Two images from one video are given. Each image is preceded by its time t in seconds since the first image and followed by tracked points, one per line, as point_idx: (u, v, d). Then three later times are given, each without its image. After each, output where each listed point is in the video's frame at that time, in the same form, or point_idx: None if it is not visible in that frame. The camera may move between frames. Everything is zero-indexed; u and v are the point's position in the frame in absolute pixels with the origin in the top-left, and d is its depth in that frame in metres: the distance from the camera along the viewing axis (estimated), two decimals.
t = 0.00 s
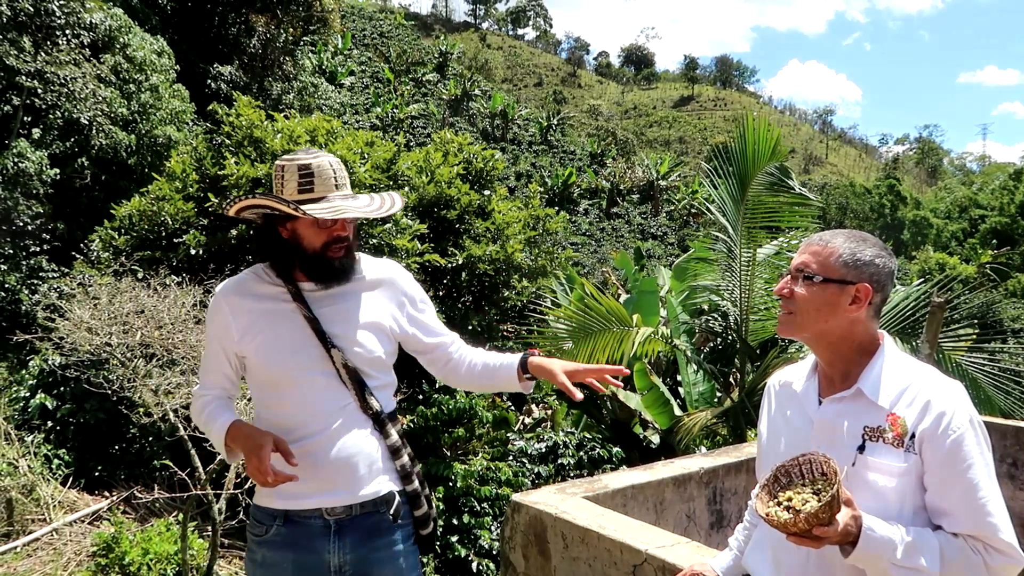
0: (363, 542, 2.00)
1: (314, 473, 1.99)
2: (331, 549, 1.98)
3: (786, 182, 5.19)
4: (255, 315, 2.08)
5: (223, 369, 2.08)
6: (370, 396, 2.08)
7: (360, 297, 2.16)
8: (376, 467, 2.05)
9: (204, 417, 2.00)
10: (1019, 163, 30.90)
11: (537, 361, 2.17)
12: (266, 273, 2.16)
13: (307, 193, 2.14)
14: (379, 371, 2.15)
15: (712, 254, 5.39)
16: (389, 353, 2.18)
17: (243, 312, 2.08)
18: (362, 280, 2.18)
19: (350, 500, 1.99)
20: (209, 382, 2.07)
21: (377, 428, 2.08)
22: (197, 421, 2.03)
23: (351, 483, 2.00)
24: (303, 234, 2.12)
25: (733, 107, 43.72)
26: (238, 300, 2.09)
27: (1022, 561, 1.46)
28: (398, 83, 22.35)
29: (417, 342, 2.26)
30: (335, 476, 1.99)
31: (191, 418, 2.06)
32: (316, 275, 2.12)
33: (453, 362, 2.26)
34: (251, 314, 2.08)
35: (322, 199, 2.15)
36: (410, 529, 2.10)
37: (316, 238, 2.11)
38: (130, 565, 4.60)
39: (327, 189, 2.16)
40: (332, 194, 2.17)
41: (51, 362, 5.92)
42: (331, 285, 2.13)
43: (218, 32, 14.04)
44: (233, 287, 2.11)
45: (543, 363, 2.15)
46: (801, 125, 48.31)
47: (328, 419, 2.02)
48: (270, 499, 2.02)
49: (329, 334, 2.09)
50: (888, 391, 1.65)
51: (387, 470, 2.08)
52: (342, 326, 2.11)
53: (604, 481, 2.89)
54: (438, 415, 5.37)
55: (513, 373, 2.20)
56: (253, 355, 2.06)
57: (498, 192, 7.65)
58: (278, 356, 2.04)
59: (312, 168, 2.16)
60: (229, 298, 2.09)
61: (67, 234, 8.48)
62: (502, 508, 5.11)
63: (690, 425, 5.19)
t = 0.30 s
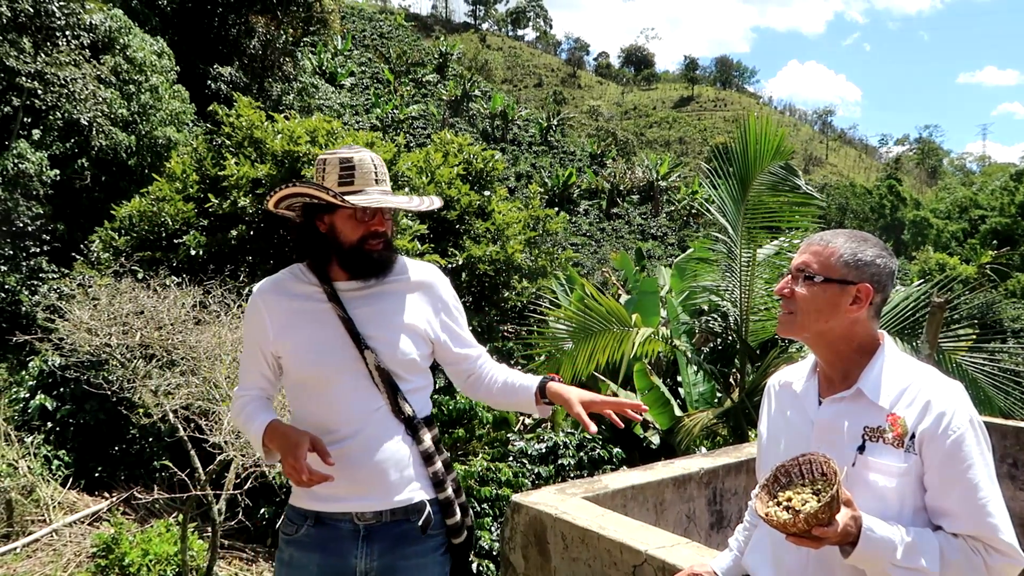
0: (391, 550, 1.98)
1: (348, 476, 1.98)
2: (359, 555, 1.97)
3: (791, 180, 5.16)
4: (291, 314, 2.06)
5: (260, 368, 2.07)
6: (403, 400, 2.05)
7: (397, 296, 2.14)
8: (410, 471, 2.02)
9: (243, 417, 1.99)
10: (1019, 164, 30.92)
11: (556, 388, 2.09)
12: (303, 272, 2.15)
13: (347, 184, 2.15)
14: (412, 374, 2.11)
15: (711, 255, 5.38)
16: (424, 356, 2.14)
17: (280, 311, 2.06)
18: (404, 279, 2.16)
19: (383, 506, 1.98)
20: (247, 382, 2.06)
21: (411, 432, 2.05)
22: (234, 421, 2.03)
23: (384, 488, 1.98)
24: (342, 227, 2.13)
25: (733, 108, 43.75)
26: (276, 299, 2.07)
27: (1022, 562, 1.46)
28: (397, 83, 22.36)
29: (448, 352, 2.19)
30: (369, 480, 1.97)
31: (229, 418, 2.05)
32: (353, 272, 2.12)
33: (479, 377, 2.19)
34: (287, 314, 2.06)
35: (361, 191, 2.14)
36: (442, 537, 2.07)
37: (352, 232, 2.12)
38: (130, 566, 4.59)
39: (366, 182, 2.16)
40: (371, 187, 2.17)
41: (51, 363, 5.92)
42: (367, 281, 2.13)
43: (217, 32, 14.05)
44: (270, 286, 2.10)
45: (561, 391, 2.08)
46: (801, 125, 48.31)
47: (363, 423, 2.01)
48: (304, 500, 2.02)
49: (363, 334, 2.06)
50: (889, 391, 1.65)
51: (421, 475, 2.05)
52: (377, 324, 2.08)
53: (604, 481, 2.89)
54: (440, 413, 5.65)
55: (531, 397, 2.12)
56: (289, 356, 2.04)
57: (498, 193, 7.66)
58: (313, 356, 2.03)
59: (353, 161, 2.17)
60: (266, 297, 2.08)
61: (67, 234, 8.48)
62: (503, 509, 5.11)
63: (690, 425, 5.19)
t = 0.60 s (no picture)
0: (400, 554, 1.98)
1: (360, 478, 1.99)
2: (369, 557, 1.98)
3: (792, 180, 5.17)
4: (309, 316, 2.10)
5: (282, 368, 2.13)
6: (416, 403, 2.03)
7: (412, 296, 2.11)
8: (421, 475, 2.00)
9: (264, 416, 2.09)
10: (1020, 164, 30.92)
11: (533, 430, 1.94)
12: (321, 274, 2.18)
13: (362, 180, 2.13)
14: (426, 377, 2.07)
15: (711, 255, 5.38)
16: (439, 359, 2.09)
17: (299, 312, 2.11)
18: (422, 279, 2.13)
19: (392, 509, 1.98)
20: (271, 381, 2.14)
21: (422, 436, 2.02)
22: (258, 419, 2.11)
23: (394, 492, 1.98)
24: (356, 223, 2.13)
25: (733, 108, 43.76)
26: (293, 301, 2.12)
27: (1022, 562, 1.46)
28: (398, 83, 22.37)
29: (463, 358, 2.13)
30: (378, 483, 1.98)
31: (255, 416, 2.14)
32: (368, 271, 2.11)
33: (495, 389, 2.10)
34: (305, 315, 2.10)
35: (375, 187, 2.11)
36: (454, 544, 2.05)
37: (368, 229, 2.12)
38: (130, 566, 4.59)
39: (381, 178, 2.13)
40: (385, 184, 2.14)
41: (52, 363, 5.93)
42: (383, 281, 2.13)
43: (218, 32, 14.06)
44: (291, 288, 2.15)
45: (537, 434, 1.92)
46: (801, 125, 48.31)
47: (373, 426, 2.01)
48: (318, 499, 2.05)
49: (375, 336, 2.06)
50: (888, 392, 1.65)
51: (434, 480, 2.02)
52: (389, 325, 2.07)
53: (604, 482, 2.89)
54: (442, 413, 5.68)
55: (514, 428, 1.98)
56: (306, 356, 2.08)
57: (499, 193, 7.66)
58: (327, 358, 2.05)
59: (368, 158, 2.15)
60: (286, 299, 2.13)
61: (68, 235, 8.52)
62: (503, 509, 5.11)
63: (691, 426, 5.19)
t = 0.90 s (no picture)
0: (384, 554, 1.97)
1: (344, 477, 2.00)
2: (352, 556, 1.98)
3: (792, 181, 5.16)
4: (299, 313, 2.12)
5: (275, 366, 2.17)
6: (399, 402, 2.02)
7: (401, 295, 2.10)
8: (405, 475, 2.00)
9: (258, 410, 2.14)
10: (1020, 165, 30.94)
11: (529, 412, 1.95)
12: (315, 272, 2.20)
13: (347, 181, 2.12)
14: (413, 376, 2.06)
15: (711, 255, 5.38)
16: (426, 358, 2.08)
17: (290, 311, 2.13)
18: (412, 278, 2.12)
19: (374, 509, 1.98)
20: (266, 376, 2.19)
21: (406, 435, 2.01)
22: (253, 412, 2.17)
23: (375, 492, 1.98)
24: (343, 222, 2.15)
25: (733, 109, 43.77)
26: (286, 298, 2.15)
27: (1021, 563, 1.46)
28: (397, 84, 22.38)
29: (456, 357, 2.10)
30: (360, 483, 1.99)
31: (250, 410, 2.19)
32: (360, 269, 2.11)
33: (489, 387, 2.06)
34: (295, 313, 2.12)
35: (360, 186, 2.10)
36: (438, 545, 2.02)
37: (354, 227, 2.13)
38: (130, 566, 4.58)
39: (366, 177, 2.12)
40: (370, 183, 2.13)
41: (51, 363, 5.93)
42: (372, 279, 2.12)
43: (218, 32, 14.06)
44: (284, 286, 2.17)
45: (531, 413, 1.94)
46: (801, 126, 48.32)
47: (357, 424, 2.02)
48: (304, 498, 2.07)
49: (362, 335, 2.06)
50: (887, 393, 1.65)
51: (417, 480, 2.01)
52: (377, 323, 2.07)
53: (604, 482, 2.89)
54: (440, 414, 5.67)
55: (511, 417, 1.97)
56: (296, 354, 2.10)
57: (499, 193, 7.66)
58: (315, 356, 2.06)
59: (352, 158, 2.14)
60: (279, 297, 2.16)
61: (67, 235, 8.55)
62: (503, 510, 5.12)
63: (690, 426, 5.19)
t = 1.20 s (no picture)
0: (364, 550, 1.97)
1: (320, 475, 2.00)
2: (330, 554, 1.97)
3: (792, 183, 5.16)
4: (276, 312, 2.11)
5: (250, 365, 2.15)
6: (378, 400, 2.03)
7: (381, 296, 2.12)
8: (381, 473, 2.00)
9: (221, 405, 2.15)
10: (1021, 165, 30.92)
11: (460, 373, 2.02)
12: (294, 271, 2.19)
13: (324, 192, 2.17)
14: (391, 374, 2.08)
15: (712, 256, 5.39)
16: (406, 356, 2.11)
17: (268, 309, 2.12)
18: (391, 278, 2.15)
19: (352, 507, 1.97)
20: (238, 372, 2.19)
21: (383, 433, 2.02)
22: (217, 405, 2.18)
23: (352, 488, 1.98)
24: (318, 231, 2.13)
25: (734, 109, 43.76)
26: (263, 296, 2.13)
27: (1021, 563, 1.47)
28: (397, 84, 22.39)
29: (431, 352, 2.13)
30: (336, 481, 1.98)
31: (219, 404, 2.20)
32: (336, 280, 2.12)
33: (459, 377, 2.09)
34: (271, 311, 2.12)
35: (338, 201, 2.15)
36: (416, 541, 2.02)
37: (331, 239, 2.12)
38: (131, 567, 4.57)
39: (344, 193, 2.17)
40: (350, 199, 2.18)
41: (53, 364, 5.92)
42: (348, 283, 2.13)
43: (218, 33, 14.08)
44: (265, 283, 2.16)
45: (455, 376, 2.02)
46: (802, 126, 48.32)
47: (332, 422, 2.02)
48: (279, 497, 2.06)
49: (339, 335, 2.08)
50: (889, 393, 1.66)
51: (394, 477, 2.02)
52: (357, 324, 2.09)
53: (605, 483, 2.89)
54: (439, 416, 5.38)
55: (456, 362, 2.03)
56: (273, 352, 2.10)
57: (499, 194, 7.66)
58: (293, 355, 2.07)
59: (333, 170, 2.19)
60: (256, 295, 2.14)
61: (68, 236, 8.62)
62: (504, 510, 5.12)
63: (691, 426, 5.19)
